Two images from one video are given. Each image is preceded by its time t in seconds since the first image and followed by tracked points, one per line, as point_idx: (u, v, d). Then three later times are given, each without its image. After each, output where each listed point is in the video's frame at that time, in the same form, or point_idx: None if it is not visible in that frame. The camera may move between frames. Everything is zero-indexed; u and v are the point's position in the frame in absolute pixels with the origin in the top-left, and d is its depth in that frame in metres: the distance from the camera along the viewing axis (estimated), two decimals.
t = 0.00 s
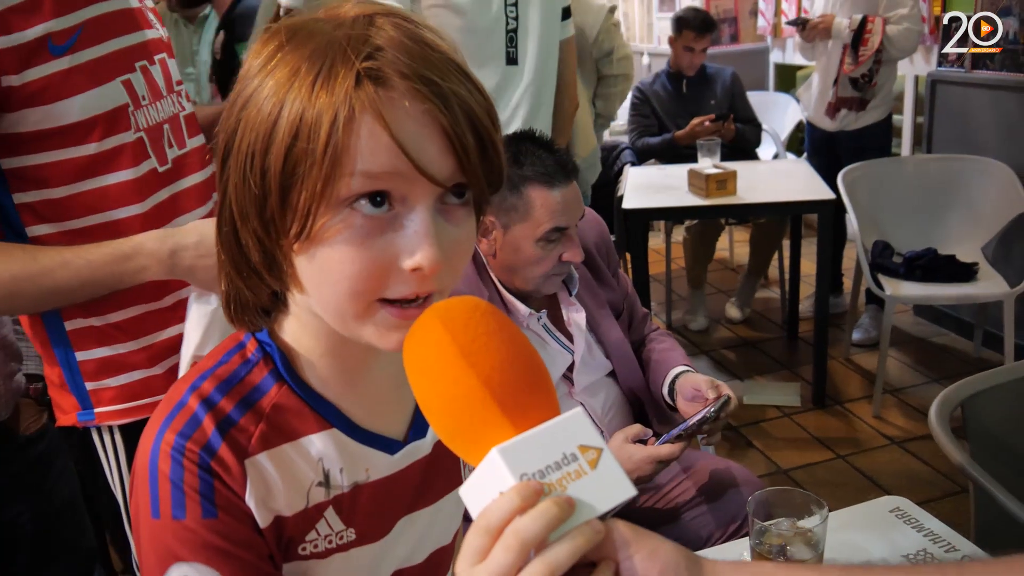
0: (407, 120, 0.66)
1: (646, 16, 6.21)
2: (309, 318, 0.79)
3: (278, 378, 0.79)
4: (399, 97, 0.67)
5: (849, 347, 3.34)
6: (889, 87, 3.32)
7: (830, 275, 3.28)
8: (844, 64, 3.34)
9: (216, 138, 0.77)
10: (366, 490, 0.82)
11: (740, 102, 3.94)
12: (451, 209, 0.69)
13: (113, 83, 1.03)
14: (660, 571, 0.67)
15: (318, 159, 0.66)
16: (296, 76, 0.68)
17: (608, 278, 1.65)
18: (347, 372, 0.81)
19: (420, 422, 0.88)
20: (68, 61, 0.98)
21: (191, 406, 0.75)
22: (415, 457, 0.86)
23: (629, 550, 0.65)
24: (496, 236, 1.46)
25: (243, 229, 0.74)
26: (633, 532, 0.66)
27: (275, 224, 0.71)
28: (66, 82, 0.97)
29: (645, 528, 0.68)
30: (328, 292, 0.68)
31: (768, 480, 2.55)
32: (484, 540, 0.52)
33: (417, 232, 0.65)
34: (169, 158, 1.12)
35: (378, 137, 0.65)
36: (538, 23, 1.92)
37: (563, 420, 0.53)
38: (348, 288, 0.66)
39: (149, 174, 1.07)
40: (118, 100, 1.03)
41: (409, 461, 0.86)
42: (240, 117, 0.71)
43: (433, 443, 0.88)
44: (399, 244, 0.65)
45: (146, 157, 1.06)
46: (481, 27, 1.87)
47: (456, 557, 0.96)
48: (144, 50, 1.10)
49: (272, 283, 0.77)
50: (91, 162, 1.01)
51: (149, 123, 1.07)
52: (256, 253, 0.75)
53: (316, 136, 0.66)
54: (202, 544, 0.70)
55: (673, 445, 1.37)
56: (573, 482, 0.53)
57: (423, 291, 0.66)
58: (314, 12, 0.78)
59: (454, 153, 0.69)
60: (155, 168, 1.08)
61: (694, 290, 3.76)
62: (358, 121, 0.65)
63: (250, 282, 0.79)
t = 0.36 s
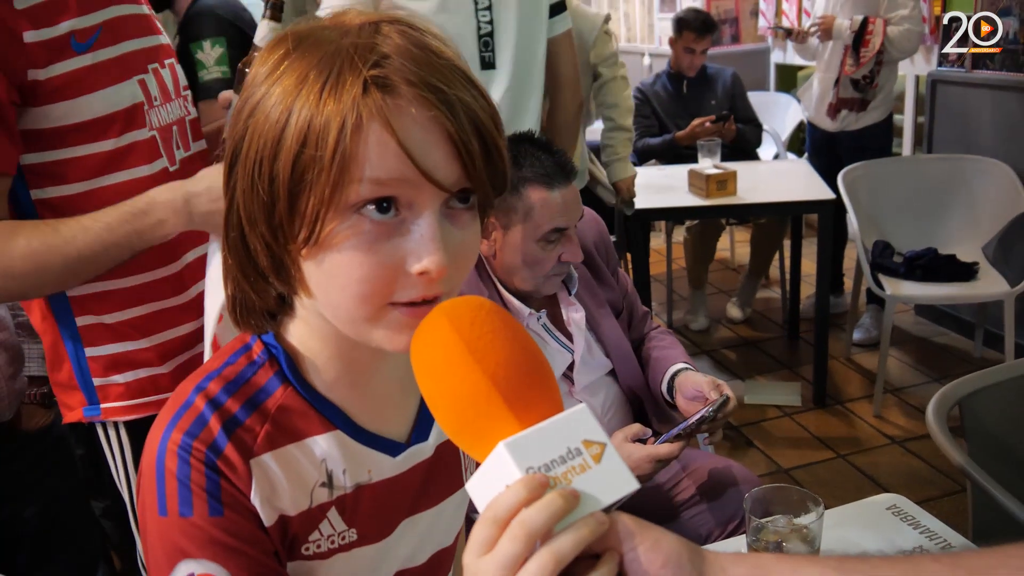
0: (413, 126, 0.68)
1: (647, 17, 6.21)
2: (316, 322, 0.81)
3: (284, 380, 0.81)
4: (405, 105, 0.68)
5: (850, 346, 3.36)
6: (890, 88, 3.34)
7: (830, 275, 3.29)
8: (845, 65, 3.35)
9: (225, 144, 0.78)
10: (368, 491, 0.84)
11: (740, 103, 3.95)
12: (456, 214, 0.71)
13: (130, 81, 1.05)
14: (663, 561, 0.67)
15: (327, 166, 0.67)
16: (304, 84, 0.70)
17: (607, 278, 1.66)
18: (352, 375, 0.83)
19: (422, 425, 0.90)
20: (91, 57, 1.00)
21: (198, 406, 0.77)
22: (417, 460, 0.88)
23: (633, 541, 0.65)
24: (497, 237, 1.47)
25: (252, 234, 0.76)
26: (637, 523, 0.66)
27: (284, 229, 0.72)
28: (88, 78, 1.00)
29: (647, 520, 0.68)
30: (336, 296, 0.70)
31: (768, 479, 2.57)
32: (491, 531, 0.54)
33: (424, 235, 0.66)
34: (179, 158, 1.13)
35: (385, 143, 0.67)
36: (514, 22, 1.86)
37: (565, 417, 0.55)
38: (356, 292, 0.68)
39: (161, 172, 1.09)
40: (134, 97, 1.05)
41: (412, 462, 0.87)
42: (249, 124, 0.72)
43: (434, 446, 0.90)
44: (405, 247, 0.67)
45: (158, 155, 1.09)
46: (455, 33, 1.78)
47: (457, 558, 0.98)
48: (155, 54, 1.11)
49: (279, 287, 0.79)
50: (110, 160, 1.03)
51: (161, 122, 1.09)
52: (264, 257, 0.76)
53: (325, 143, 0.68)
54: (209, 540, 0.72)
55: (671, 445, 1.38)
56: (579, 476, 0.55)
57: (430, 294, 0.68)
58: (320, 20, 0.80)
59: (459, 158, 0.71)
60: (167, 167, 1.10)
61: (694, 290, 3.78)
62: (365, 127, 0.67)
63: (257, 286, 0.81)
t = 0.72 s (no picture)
0: (441, 132, 0.69)
1: (654, 15, 6.20)
2: (333, 324, 0.82)
3: (300, 381, 0.82)
4: (432, 110, 0.69)
5: (857, 345, 3.35)
6: (898, 86, 3.33)
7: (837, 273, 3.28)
8: (852, 63, 3.35)
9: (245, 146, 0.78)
10: (381, 492, 0.84)
11: (747, 101, 3.94)
12: (478, 218, 0.72)
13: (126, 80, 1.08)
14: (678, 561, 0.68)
15: (353, 170, 0.68)
16: (329, 88, 0.70)
17: (614, 275, 1.67)
18: (368, 377, 0.84)
19: (436, 427, 0.91)
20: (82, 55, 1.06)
21: (214, 405, 0.77)
22: (430, 461, 0.89)
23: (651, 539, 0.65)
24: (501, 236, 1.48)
25: (272, 236, 0.77)
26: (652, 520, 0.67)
27: (307, 233, 0.73)
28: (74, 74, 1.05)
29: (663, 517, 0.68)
30: (358, 301, 0.70)
31: (775, 478, 2.57)
32: (509, 530, 0.54)
33: (448, 240, 0.68)
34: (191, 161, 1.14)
35: (413, 149, 0.67)
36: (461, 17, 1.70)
37: (585, 416, 0.55)
38: (378, 295, 0.69)
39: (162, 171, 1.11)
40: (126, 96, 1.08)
41: (426, 463, 0.88)
42: (273, 128, 0.72)
43: (448, 447, 0.91)
44: (430, 251, 0.68)
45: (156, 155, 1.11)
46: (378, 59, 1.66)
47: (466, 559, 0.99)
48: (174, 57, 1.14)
49: (298, 289, 0.80)
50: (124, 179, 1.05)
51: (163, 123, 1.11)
52: (285, 260, 0.77)
53: (351, 147, 0.68)
54: (225, 539, 0.72)
55: (679, 443, 1.39)
56: (596, 473, 0.56)
57: (450, 298, 0.69)
58: (341, 23, 0.80)
59: (484, 163, 0.72)
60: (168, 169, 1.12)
61: (701, 289, 3.77)
62: (394, 132, 0.67)
63: (274, 286, 0.82)
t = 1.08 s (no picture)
0: (444, 132, 0.70)
1: (654, 11, 6.19)
2: (337, 324, 0.83)
3: (302, 380, 0.84)
4: (435, 110, 0.71)
5: (859, 340, 3.36)
6: (899, 80, 3.34)
7: (838, 268, 3.29)
8: (853, 58, 3.35)
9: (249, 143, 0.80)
10: (383, 491, 0.86)
11: (748, 96, 3.95)
12: (481, 220, 0.73)
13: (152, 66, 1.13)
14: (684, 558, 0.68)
15: (355, 169, 0.69)
16: (331, 88, 0.72)
17: (615, 271, 1.69)
18: (372, 377, 0.86)
19: (438, 426, 0.92)
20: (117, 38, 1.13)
21: (217, 405, 0.79)
22: (432, 460, 0.91)
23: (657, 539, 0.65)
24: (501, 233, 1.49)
25: (275, 234, 0.79)
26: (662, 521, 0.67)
27: (309, 231, 0.75)
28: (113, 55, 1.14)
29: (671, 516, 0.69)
30: (360, 300, 0.72)
31: (777, 473, 2.58)
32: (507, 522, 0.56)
33: (451, 241, 0.69)
34: (208, 147, 1.19)
35: (415, 148, 0.69)
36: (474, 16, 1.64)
37: (587, 413, 0.57)
38: (381, 296, 0.71)
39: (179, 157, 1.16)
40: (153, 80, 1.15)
41: (428, 463, 0.90)
42: (276, 126, 0.74)
43: (450, 446, 0.93)
44: (431, 251, 0.69)
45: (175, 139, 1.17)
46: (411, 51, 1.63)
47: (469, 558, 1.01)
48: (212, 46, 1.19)
49: (301, 287, 0.82)
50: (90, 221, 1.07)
51: (186, 108, 1.16)
52: (287, 258, 0.79)
53: (354, 147, 0.70)
54: (229, 538, 0.75)
55: (680, 440, 1.39)
56: (602, 469, 0.57)
57: (452, 299, 0.71)
58: (345, 21, 0.82)
59: (487, 163, 0.73)
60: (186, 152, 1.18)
61: (703, 284, 3.78)
62: (396, 132, 0.69)
63: (277, 285, 0.84)
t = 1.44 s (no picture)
0: (441, 125, 0.69)
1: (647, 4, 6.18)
2: (332, 316, 0.83)
3: (296, 372, 0.83)
4: (433, 103, 0.70)
5: (852, 332, 3.37)
6: (894, 74, 3.35)
7: (831, 261, 3.29)
8: (848, 52, 3.35)
9: (244, 135, 0.79)
10: (377, 483, 0.85)
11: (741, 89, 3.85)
12: (477, 213, 0.72)
13: (161, 53, 1.24)
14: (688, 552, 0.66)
15: (352, 162, 0.68)
16: (328, 80, 0.71)
17: (607, 265, 1.68)
18: (367, 369, 0.85)
19: (433, 419, 0.92)
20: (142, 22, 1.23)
21: (211, 397, 0.79)
22: (426, 453, 0.90)
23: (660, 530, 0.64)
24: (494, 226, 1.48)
25: (270, 226, 0.78)
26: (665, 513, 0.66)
27: (305, 223, 0.74)
28: (132, 38, 1.24)
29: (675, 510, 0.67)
30: (356, 293, 0.72)
31: (770, 465, 2.58)
32: (497, 494, 0.55)
33: (448, 234, 0.68)
34: (207, 135, 1.27)
35: (413, 142, 0.68)
36: None
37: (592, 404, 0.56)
38: (377, 289, 0.70)
39: (182, 137, 1.27)
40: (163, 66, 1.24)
41: (422, 455, 0.89)
42: (272, 117, 0.74)
43: (444, 438, 0.92)
44: (429, 244, 0.68)
45: (178, 123, 1.26)
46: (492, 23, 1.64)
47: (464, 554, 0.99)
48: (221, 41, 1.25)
49: (296, 279, 0.81)
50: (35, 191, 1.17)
51: (189, 96, 1.25)
52: (282, 251, 0.78)
53: (351, 140, 0.69)
54: (224, 530, 0.75)
55: (673, 434, 1.39)
56: (604, 462, 0.57)
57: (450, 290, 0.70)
58: (341, 13, 0.81)
59: (485, 157, 0.72)
60: (186, 134, 1.27)
61: (697, 278, 3.78)
62: (394, 125, 0.68)
63: (272, 277, 0.83)
